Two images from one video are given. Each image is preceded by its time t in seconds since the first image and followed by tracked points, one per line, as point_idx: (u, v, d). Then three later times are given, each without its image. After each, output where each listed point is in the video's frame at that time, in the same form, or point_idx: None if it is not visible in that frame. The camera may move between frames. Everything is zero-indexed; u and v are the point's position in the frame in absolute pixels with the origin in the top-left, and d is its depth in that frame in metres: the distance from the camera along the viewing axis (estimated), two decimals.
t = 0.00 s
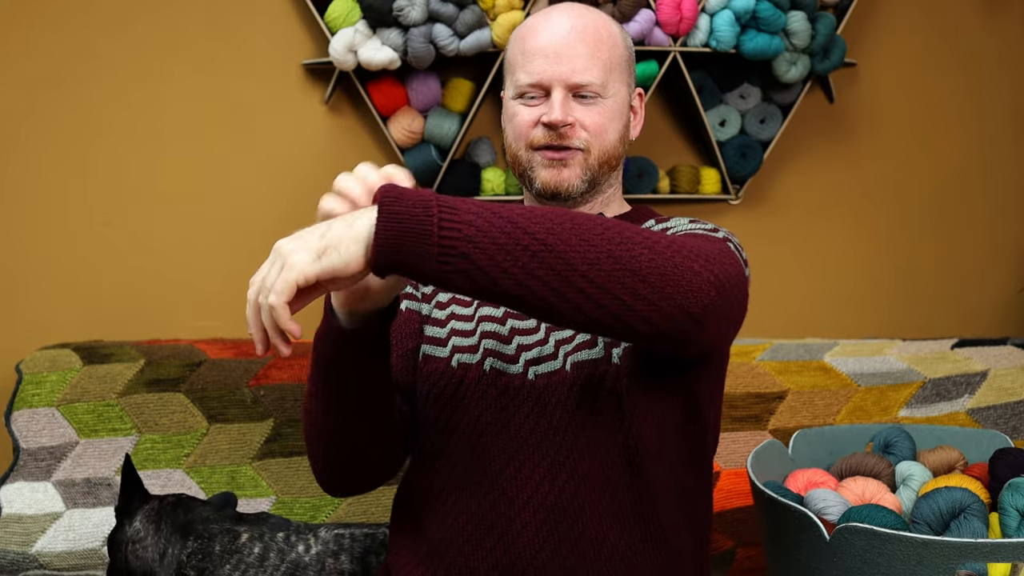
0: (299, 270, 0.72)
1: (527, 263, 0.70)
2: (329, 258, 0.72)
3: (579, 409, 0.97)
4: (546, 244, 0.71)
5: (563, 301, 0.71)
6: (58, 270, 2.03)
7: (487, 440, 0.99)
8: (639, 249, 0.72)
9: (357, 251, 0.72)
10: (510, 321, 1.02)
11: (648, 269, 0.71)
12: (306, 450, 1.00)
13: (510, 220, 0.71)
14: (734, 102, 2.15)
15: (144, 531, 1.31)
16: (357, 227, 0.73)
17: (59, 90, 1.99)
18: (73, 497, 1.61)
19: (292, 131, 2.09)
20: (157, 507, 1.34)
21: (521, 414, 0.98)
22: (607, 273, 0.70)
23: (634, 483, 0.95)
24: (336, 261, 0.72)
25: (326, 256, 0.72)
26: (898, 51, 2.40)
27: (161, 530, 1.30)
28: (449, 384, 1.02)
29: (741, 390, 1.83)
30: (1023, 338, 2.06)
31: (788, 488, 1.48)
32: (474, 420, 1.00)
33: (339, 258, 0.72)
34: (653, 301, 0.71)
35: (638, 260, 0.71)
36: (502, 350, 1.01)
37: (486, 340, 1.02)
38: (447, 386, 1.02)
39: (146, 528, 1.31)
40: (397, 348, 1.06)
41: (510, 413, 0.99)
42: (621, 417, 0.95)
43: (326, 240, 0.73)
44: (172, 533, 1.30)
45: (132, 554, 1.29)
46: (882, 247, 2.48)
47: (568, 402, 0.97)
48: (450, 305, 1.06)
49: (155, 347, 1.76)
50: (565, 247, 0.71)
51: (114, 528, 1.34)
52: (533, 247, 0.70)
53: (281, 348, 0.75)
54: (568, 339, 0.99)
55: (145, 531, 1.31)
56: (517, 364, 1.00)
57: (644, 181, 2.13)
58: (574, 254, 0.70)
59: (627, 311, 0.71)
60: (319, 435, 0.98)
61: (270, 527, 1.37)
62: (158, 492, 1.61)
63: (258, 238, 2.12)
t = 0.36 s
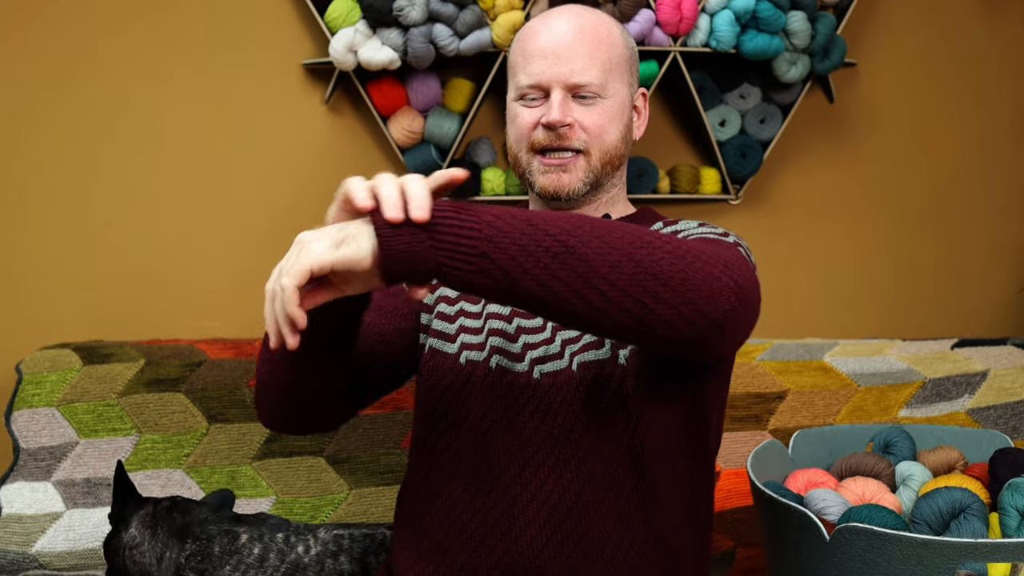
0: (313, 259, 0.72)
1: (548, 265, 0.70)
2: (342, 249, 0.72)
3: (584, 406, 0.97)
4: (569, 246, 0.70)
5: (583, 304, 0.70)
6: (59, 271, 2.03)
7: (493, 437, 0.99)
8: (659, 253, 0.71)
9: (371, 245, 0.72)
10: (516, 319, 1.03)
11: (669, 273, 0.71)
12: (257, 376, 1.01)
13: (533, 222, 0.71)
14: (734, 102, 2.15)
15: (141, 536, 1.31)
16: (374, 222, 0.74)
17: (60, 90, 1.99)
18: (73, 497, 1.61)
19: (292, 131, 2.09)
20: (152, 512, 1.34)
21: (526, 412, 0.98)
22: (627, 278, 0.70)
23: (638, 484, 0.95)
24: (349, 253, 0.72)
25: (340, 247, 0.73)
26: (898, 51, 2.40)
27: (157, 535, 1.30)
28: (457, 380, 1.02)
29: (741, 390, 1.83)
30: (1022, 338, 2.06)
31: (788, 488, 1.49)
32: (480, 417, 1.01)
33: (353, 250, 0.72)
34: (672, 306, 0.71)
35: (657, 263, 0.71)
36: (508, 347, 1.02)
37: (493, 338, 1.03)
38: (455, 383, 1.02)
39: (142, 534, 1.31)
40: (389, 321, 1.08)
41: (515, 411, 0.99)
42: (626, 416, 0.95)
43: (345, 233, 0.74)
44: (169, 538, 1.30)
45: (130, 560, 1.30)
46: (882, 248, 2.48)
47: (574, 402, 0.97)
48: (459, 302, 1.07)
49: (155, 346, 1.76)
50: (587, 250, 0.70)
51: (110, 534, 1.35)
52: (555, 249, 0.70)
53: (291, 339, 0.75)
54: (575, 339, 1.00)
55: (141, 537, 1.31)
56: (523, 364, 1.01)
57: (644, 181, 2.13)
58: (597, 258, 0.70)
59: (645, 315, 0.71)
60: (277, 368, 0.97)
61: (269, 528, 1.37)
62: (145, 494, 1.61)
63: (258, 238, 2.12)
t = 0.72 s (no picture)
0: (335, 233, 0.71)
1: (574, 270, 0.70)
2: (363, 227, 0.71)
3: (591, 406, 0.97)
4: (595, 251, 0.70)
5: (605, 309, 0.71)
6: (59, 271, 2.03)
7: (498, 436, 0.99)
8: (680, 261, 0.72)
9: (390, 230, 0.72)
10: (522, 319, 1.03)
11: (690, 281, 0.71)
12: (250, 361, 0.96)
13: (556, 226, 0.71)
14: (734, 102, 2.15)
15: (143, 532, 1.32)
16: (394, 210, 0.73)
17: (60, 90, 1.99)
18: (73, 497, 1.61)
19: (292, 131, 2.09)
20: (155, 507, 1.35)
21: (532, 412, 0.99)
22: (650, 284, 0.71)
23: (643, 486, 0.96)
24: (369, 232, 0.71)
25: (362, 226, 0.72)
26: (898, 51, 2.40)
27: (160, 532, 1.31)
28: (461, 379, 1.02)
29: (741, 390, 1.83)
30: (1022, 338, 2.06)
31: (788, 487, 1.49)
32: (483, 416, 1.01)
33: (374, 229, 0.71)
34: (694, 315, 0.71)
35: (679, 271, 0.72)
36: (514, 347, 1.02)
37: (500, 336, 1.03)
38: (460, 381, 1.02)
39: (144, 529, 1.32)
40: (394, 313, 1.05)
41: (521, 410, 0.99)
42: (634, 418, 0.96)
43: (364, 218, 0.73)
44: (171, 534, 1.30)
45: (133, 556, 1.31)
46: (882, 248, 2.48)
47: (580, 402, 0.97)
48: (465, 299, 1.05)
49: (155, 346, 1.76)
50: (612, 256, 0.71)
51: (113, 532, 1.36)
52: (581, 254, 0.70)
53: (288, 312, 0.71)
54: (582, 339, 1.00)
55: (143, 532, 1.32)
56: (529, 364, 1.01)
57: (644, 182, 2.13)
58: (623, 264, 0.70)
59: (667, 322, 0.71)
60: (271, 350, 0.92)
61: (270, 528, 1.37)
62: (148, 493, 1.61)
63: (258, 238, 2.12)
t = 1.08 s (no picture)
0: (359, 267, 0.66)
1: (593, 297, 0.70)
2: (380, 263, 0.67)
3: (592, 408, 0.97)
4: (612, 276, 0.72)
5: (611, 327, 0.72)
6: (58, 270, 2.03)
7: (500, 438, 1.00)
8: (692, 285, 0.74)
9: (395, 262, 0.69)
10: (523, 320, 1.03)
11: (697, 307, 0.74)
12: (260, 377, 0.97)
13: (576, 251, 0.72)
14: (734, 102, 2.15)
15: (143, 535, 1.31)
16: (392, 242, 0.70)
17: (60, 90, 1.99)
18: (73, 497, 1.61)
19: (292, 131, 2.09)
20: (153, 510, 1.34)
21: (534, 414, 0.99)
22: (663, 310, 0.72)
23: (645, 487, 0.96)
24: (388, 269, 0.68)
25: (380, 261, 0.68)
26: (898, 51, 2.40)
27: (158, 534, 1.30)
28: (463, 381, 1.03)
29: (741, 390, 1.83)
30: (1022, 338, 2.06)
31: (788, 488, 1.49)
32: (484, 419, 1.01)
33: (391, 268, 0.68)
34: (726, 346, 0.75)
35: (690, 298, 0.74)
36: (515, 349, 1.03)
37: (501, 339, 1.03)
38: (461, 384, 1.03)
39: (143, 533, 1.31)
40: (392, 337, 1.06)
41: (523, 412, 1.00)
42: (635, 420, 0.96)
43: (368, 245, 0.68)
44: (170, 536, 1.30)
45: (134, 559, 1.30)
46: (882, 248, 2.48)
47: (582, 403, 0.98)
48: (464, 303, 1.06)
49: (155, 346, 1.76)
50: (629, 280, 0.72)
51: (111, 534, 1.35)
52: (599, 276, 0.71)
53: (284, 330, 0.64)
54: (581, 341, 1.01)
55: (143, 535, 1.31)
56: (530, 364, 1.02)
57: (644, 182, 2.12)
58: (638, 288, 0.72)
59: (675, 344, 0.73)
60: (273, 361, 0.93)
61: (271, 528, 1.37)
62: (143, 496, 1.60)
63: (258, 238, 2.12)
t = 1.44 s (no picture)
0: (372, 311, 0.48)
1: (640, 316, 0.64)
2: (395, 316, 0.49)
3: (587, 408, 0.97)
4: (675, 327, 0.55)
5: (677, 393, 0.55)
6: (58, 271, 2.03)
7: (496, 437, 1.00)
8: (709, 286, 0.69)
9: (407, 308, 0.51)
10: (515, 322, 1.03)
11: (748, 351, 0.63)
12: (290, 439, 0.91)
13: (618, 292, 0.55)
14: (734, 102, 2.15)
15: (145, 532, 1.29)
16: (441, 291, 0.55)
17: (60, 90, 1.99)
18: (73, 497, 1.61)
19: (292, 131, 2.09)
20: (155, 507, 1.32)
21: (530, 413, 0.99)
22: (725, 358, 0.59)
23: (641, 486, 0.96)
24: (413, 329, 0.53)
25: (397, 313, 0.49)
26: (898, 51, 2.40)
27: (162, 530, 1.28)
28: (460, 381, 1.03)
29: (741, 390, 1.83)
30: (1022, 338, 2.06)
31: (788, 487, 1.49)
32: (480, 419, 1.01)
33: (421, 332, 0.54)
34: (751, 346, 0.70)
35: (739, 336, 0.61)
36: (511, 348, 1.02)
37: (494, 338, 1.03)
38: (459, 383, 1.02)
39: (146, 529, 1.29)
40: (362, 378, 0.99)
41: (520, 411, 1.00)
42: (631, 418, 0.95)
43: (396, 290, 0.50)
44: (172, 532, 1.29)
45: (135, 556, 1.28)
46: (882, 248, 2.48)
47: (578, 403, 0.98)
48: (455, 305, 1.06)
49: (155, 346, 1.76)
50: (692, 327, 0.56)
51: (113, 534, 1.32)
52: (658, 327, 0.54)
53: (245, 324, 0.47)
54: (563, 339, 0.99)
55: (145, 532, 1.29)
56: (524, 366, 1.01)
57: (644, 182, 2.13)
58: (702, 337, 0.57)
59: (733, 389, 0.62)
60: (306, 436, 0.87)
61: (271, 528, 1.37)
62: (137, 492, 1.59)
63: (258, 238, 2.12)
